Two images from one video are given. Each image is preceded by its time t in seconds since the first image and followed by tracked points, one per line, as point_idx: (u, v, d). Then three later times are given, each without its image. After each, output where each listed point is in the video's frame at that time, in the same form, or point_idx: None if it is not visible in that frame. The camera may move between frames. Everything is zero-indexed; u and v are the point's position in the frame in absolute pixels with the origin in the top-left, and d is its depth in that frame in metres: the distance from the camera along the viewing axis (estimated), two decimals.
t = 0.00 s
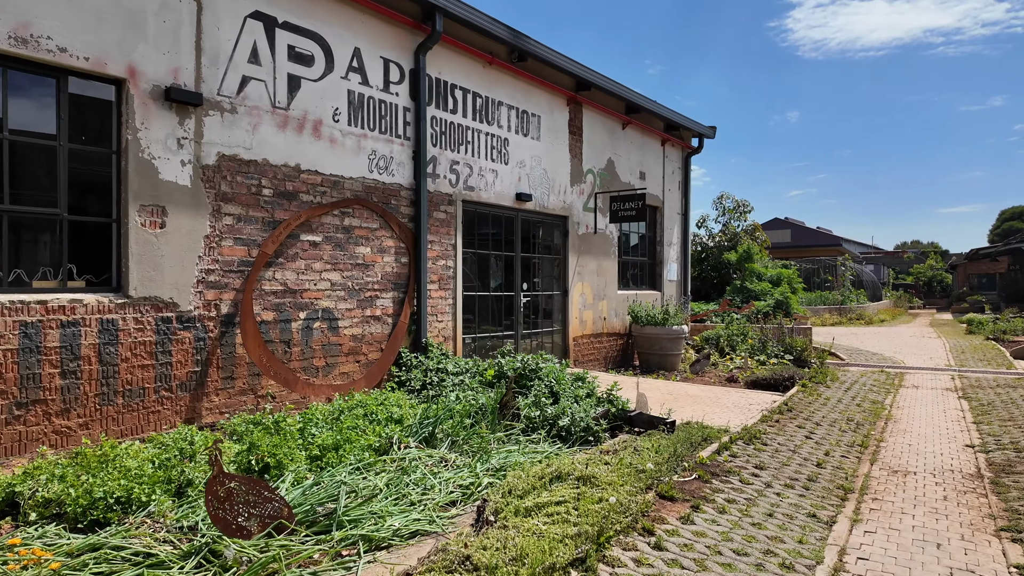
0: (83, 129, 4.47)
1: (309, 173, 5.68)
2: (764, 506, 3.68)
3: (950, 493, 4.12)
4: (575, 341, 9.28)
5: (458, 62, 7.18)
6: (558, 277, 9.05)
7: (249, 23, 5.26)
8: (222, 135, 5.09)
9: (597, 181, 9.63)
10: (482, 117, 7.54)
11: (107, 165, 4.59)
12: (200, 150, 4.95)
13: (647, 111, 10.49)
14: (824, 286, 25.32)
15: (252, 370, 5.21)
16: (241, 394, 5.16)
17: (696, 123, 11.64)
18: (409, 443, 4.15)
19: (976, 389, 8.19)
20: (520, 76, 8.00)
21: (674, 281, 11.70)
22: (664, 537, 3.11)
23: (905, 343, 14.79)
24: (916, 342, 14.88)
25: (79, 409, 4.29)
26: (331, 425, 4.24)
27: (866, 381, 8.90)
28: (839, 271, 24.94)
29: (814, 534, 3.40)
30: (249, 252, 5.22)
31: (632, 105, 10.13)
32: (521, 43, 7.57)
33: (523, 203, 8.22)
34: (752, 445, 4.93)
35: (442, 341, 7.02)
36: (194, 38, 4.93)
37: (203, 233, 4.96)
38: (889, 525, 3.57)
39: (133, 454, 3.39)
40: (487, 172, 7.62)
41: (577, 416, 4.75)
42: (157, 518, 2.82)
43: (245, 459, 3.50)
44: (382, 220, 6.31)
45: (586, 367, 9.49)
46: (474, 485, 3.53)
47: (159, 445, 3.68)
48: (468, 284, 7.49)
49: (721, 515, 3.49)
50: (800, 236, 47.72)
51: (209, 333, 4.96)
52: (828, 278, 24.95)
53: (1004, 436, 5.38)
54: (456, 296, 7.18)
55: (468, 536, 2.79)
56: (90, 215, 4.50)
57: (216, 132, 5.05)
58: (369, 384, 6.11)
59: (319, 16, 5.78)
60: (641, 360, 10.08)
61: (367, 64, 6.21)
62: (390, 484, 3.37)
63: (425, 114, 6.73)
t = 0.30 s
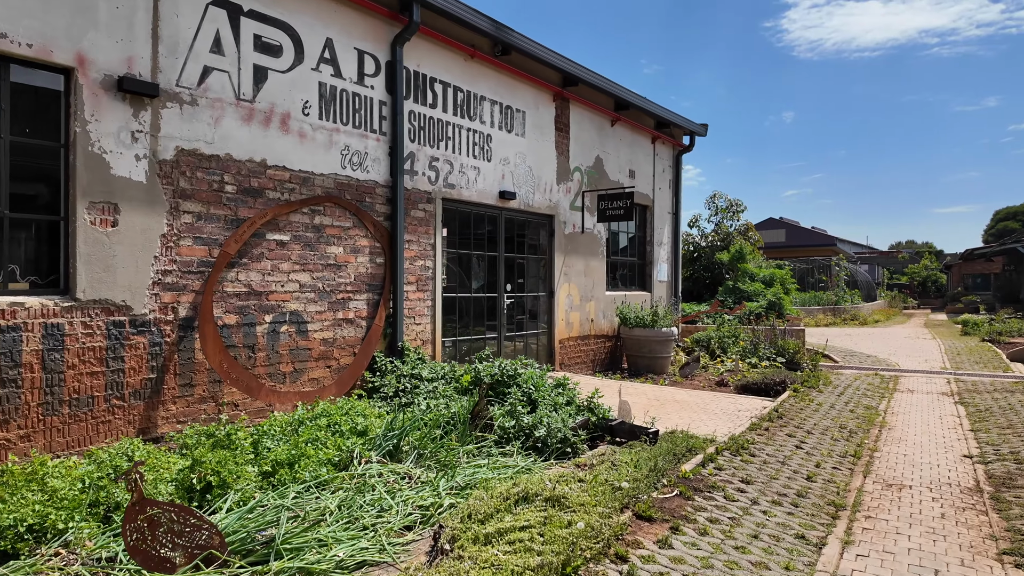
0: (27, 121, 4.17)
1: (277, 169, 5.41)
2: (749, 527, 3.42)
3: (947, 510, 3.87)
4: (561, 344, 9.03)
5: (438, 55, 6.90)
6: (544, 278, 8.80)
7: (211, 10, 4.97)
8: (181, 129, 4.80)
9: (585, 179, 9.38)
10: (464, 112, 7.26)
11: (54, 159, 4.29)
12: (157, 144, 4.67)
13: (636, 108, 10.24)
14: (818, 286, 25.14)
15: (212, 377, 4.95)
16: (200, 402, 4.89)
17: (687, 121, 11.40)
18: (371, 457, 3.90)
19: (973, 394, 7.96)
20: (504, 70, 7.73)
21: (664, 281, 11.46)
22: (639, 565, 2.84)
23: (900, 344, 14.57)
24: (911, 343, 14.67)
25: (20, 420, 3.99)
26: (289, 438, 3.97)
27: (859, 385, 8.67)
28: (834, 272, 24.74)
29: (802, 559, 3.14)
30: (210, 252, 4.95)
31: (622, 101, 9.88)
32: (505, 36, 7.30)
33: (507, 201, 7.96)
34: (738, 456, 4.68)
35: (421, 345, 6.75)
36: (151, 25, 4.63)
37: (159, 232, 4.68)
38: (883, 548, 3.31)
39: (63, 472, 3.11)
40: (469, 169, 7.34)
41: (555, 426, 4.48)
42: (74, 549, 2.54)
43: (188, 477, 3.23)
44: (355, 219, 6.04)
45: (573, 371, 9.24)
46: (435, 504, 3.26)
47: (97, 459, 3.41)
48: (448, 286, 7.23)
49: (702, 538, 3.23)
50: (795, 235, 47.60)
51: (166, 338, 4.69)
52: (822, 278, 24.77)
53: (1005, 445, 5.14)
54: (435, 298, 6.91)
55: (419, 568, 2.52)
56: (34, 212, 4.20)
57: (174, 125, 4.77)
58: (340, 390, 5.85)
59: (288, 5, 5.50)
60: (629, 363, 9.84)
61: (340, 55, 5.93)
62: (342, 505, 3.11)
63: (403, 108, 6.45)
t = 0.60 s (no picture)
0: None
1: (236, 164, 5.18)
2: (720, 541, 3.22)
3: (931, 521, 3.68)
4: (542, 346, 8.81)
5: (412, 46, 6.66)
6: (525, 278, 8.58)
7: None
8: (130, 120, 4.54)
9: (567, 176, 9.17)
10: (440, 106, 7.00)
11: None
12: (103, 136, 4.41)
13: (620, 105, 10.05)
14: (807, 286, 25.09)
15: (164, 382, 4.71)
16: (151, 409, 4.65)
17: (673, 118, 11.22)
18: (323, 468, 3.68)
19: (959, 395, 7.82)
20: (482, 63, 7.51)
21: (649, 282, 11.28)
22: None
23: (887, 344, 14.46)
24: (898, 344, 14.57)
25: None
26: (237, 449, 3.74)
27: (845, 387, 8.51)
28: (822, 272, 24.68)
29: None
30: (162, 251, 4.71)
31: (605, 98, 9.68)
32: (482, 28, 7.06)
33: (486, 199, 7.72)
34: (715, 464, 4.49)
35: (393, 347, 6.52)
36: (96, 10, 4.36)
37: (106, 229, 4.42)
38: (862, 564, 3.11)
39: None
40: (446, 166, 7.07)
41: (523, 433, 4.23)
42: None
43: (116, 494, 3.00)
44: (322, 216, 5.80)
45: (554, 373, 9.03)
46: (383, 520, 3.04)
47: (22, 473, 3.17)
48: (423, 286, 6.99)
49: (670, 554, 3.01)
50: (785, 236, 47.67)
51: (113, 341, 4.44)
52: (811, 278, 24.72)
53: (991, 450, 4.96)
54: (408, 299, 6.67)
55: None
56: None
57: (122, 116, 4.50)
58: (304, 396, 5.61)
59: None
60: (612, 365, 9.64)
61: (305, 45, 5.69)
62: (281, 527, 2.89)
63: (373, 101, 6.21)
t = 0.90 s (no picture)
0: None
1: (185, 155, 4.94)
2: (688, 557, 2.98)
3: (912, 531, 3.46)
4: (520, 347, 8.54)
5: (378, 35, 6.43)
6: (502, 276, 8.32)
7: None
8: (66, 106, 4.29)
9: (546, 172, 8.95)
10: (409, 97, 6.79)
11: None
12: (35, 123, 4.15)
13: (600, 100, 9.85)
14: (793, 286, 25.04)
15: (105, 388, 4.41)
16: (90, 416, 4.35)
17: (654, 115, 11.04)
18: (265, 480, 3.41)
19: (942, 396, 7.65)
20: (453, 54, 7.28)
21: (632, 281, 11.07)
22: None
23: (873, 344, 14.34)
24: (883, 344, 14.46)
25: None
26: (173, 459, 3.47)
27: (828, 387, 8.33)
28: (809, 272, 24.63)
29: None
30: (103, 246, 4.43)
31: (584, 92, 9.47)
32: (452, 17, 6.82)
33: (460, 195, 7.45)
34: (689, 470, 4.27)
35: (360, 349, 6.24)
36: None
37: (38, 222, 4.14)
38: None
39: None
40: (415, 159, 6.84)
41: (486, 440, 3.94)
42: None
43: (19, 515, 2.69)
44: (280, 211, 5.55)
45: (533, 375, 8.76)
46: (319, 539, 2.78)
47: None
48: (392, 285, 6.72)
49: (632, 573, 2.77)
50: (773, 236, 47.79)
51: (47, 343, 4.15)
52: (797, 279, 24.67)
53: (975, 454, 4.77)
54: (376, 298, 6.40)
55: None
56: None
57: (56, 101, 4.25)
58: (260, 400, 5.32)
59: None
60: (594, 366, 9.39)
61: (261, 31, 5.45)
62: (200, 548, 2.63)
63: (336, 90, 5.98)
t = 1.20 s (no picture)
0: None
1: (131, 148, 4.65)
2: None
3: (891, 548, 3.27)
4: (496, 349, 8.29)
5: (344, 25, 6.16)
6: (477, 277, 8.08)
7: None
8: None
9: (523, 170, 8.71)
10: (377, 91, 6.52)
11: None
12: None
13: (579, 97, 9.65)
14: (776, 286, 25.05)
15: (39, 396, 4.11)
16: (22, 426, 4.05)
17: (635, 113, 10.85)
18: (199, 498, 3.15)
19: (923, 399, 7.54)
20: (424, 47, 7.02)
21: (612, 281, 10.89)
22: None
23: (854, 345, 14.29)
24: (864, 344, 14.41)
25: None
26: (99, 476, 3.19)
27: (808, 390, 8.19)
28: (791, 272, 24.63)
29: None
30: (37, 245, 4.13)
31: (563, 88, 9.24)
32: (423, 8, 6.56)
33: (433, 193, 7.19)
34: (660, 481, 4.05)
35: (324, 353, 5.97)
36: None
37: None
38: None
39: None
40: (383, 155, 6.57)
41: (445, 452, 3.70)
42: None
43: None
44: (236, 208, 5.27)
45: (509, 378, 8.52)
46: (247, 568, 2.53)
47: None
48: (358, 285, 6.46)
49: None
50: (757, 236, 47.99)
51: None
52: (780, 278, 24.68)
53: (957, 462, 4.61)
54: (341, 299, 6.13)
55: None
56: None
57: None
58: (212, 407, 5.04)
59: None
60: (572, 368, 9.18)
61: (217, 18, 5.17)
62: None
63: (297, 82, 5.71)
